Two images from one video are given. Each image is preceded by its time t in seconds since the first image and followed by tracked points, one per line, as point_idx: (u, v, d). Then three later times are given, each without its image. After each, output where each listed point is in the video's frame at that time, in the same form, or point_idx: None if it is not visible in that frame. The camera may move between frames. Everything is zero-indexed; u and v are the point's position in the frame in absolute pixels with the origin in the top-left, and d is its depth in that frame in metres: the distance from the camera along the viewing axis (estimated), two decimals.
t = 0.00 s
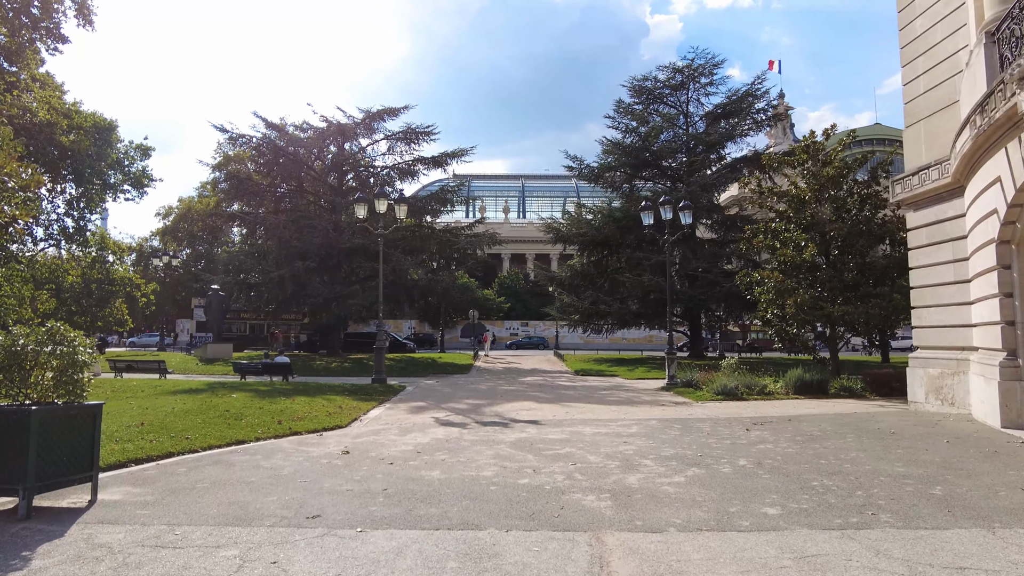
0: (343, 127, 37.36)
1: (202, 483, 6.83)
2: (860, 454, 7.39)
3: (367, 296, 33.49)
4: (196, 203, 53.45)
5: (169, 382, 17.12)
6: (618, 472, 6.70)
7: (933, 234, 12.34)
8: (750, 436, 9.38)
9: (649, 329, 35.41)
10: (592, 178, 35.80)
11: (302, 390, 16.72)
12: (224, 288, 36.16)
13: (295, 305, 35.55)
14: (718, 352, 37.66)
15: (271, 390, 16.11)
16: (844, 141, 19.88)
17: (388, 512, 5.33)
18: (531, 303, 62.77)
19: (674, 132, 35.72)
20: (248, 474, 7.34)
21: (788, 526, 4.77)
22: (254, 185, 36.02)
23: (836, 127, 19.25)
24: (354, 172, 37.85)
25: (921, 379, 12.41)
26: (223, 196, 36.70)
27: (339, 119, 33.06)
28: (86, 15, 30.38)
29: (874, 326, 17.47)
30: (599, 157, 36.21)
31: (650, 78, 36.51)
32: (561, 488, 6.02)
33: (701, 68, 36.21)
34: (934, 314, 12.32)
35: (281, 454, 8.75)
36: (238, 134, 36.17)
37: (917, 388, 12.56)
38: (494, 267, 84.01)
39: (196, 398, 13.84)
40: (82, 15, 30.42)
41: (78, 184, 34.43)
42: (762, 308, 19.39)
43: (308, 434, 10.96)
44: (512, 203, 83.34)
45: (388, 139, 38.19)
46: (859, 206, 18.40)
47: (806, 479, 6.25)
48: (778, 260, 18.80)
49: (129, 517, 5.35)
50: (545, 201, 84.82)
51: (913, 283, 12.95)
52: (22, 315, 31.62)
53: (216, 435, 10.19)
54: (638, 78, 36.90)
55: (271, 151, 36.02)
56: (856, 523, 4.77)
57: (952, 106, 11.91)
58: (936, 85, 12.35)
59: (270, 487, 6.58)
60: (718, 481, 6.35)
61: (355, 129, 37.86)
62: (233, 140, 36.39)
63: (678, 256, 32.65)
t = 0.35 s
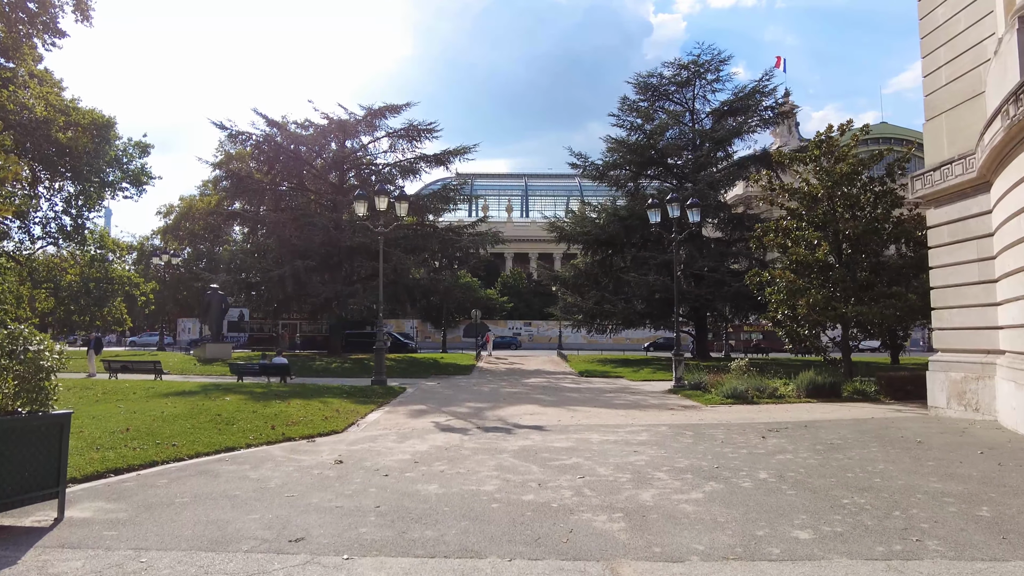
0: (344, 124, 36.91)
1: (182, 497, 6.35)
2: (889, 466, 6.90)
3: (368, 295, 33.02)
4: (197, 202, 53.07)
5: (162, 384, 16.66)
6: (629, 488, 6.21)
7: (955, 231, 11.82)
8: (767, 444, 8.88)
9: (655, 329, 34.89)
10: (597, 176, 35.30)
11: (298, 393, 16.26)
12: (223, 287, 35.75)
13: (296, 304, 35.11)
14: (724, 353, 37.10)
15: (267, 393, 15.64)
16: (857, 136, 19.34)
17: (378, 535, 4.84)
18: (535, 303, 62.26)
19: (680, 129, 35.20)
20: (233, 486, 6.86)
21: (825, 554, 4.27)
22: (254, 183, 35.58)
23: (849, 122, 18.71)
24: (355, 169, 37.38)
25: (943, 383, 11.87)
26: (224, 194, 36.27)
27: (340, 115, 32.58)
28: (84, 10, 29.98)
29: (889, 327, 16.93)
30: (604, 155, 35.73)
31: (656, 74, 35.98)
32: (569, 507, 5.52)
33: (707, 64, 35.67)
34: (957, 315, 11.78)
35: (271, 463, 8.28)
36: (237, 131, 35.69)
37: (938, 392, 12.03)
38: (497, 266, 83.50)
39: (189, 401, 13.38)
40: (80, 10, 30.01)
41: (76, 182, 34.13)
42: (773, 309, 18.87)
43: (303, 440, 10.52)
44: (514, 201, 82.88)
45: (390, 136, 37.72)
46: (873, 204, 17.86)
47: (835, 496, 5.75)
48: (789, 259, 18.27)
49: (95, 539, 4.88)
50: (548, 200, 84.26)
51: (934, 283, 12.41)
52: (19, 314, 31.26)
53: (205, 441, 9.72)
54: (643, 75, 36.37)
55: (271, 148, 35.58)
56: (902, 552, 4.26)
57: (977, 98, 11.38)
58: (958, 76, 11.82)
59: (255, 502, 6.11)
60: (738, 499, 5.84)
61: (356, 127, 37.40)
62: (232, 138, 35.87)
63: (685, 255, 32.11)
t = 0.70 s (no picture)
0: (342, 122, 36.46)
1: (153, 510, 5.89)
2: (912, 475, 6.43)
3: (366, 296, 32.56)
4: (196, 202, 52.65)
5: (153, 386, 16.22)
6: (634, 502, 5.73)
7: (972, 227, 11.33)
8: (779, 450, 8.39)
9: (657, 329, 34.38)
10: (598, 173, 34.85)
11: (292, 395, 15.79)
12: (221, 287, 35.31)
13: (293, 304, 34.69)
14: (728, 352, 36.59)
15: (259, 396, 15.18)
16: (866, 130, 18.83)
17: (358, 558, 4.40)
18: (536, 302, 61.79)
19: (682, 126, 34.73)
20: (209, 499, 6.39)
21: None
22: (253, 182, 35.17)
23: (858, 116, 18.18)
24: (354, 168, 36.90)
25: (959, 384, 11.38)
26: (222, 194, 35.82)
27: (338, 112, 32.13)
28: (78, 7, 29.51)
29: (901, 326, 16.42)
30: (605, 152, 35.29)
31: (658, 70, 35.52)
32: (569, 525, 5.05)
33: (709, 60, 35.20)
34: (975, 313, 11.27)
35: (253, 472, 7.82)
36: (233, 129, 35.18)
37: (954, 393, 11.53)
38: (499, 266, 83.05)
39: (176, 406, 12.91)
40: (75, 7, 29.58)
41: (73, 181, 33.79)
42: (780, 307, 18.39)
43: (292, 446, 10.07)
44: (515, 201, 82.43)
45: (388, 134, 37.24)
46: (882, 199, 17.36)
47: (858, 510, 5.27)
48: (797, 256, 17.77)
49: (47, 562, 4.42)
50: (549, 199, 83.75)
51: (950, 280, 11.90)
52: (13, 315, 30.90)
53: (188, 448, 9.25)
54: (644, 71, 35.90)
55: (269, 146, 35.15)
56: None
57: (994, 87, 10.91)
58: (974, 65, 11.35)
59: (229, 517, 5.65)
60: (753, 514, 5.37)
61: (354, 125, 36.95)
62: (229, 136, 35.37)
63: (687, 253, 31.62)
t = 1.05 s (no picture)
0: (342, 121, 36.09)
1: (124, 524, 5.45)
2: (945, 486, 5.95)
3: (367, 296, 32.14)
4: (197, 203, 52.37)
5: (146, 389, 15.80)
6: (644, 516, 5.26)
7: (993, 221, 10.85)
8: (796, 457, 7.91)
9: (662, 329, 33.84)
10: (601, 172, 34.41)
11: (288, 398, 15.35)
12: (220, 288, 34.94)
13: (293, 305, 34.31)
14: (734, 353, 36.06)
15: (254, 398, 14.76)
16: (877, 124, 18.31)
17: None
18: (539, 303, 61.33)
19: (687, 123, 34.26)
20: (187, 511, 5.95)
21: None
22: (253, 182, 34.84)
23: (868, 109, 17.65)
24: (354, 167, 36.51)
25: (980, 385, 10.89)
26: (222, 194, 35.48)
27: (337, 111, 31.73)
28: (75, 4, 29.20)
29: (915, 326, 15.92)
30: (609, 150, 34.87)
31: (661, 67, 35.07)
32: (574, 544, 4.60)
33: (714, 57, 34.77)
34: (998, 311, 10.77)
35: (239, 481, 7.37)
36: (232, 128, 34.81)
37: (975, 395, 11.04)
38: (501, 266, 82.60)
39: (166, 409, 12.48)
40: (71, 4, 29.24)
41: (71, 182, 33.50)
42: (789, 307, 17.90)
43: (283, 451, 9.64)
44: (518, 201, 82.10)
45: (389, 133, 36.86)
46: (894, 194, 16.86)
47: (892, 526, 4.80)
48: (806, 253, 17.28)
49: None
50: (552, 199, 83.31)
51: (970, 276, 11.40)
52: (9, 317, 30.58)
53: (172, 454, 8.82)
54: (648, 68, 35.46)
55: (269, 145, 34.77)
56: None
57: (1017, 75, 10.43)
58: (994, 53, 10.88)
59: (206, 533, 5.21)
60: (775, 530, 4.90)
61: (355, 124, 36.57)
62: (228, 136, 34.99)
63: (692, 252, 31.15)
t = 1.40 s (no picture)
0: (341, 118, 35.64)
1: (86, 544, 4.97)
2: (982, 502, 5.45)
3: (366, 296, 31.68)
4: (197, 201, 51.99)
5: (136, 390, 15.36)
6: (655, 537, 4.79)
7: (1017, 216, 10.34)
8: (814, 466, 7.41)
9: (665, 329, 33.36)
10: (604, 169, 33.92)
11: (281, 400, 14.89)
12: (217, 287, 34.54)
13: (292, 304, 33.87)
14: (739, 353, 35.56)
15: (246, 401, 14.30)
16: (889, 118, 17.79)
17: None
18: (541, 302, 60.84)
19: (691, 121, 33.75)
20: (157, 527, 5.47)
21: None
22: (253, 180, 34.47)
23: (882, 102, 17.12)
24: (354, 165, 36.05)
25: (1002, 389, 10.38)
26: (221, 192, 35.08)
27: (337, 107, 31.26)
28: None
29: (929, 326, 15.41)
30: (612, 148, 34.38)
31: (666, 63, 34.57)
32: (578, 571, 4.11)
33: (719, 53, 34.28)
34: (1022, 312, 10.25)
35: (218, 491, 6.89)
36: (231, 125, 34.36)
37: (996, 399, 10.53)
38: (503, 266, 82.16)
39: (153, 412, 12.01)
40: None
41: (68, 180, 33.10)
42: (798, 306, 17.40)
43: (272, 459, 9.17)
44: (520, 200, 81.55)
45: (389, 131, 36.37)
46: (907, 190, 16.33)
47: (931, 551, 4.31)
48: (816, 251, 16.76)
49: None
50: (555, 198, 82.82)
51: (992, 273, 10.88)
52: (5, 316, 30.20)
53: (152, 460, 8.36)
54: (652, 64, 34.96)
55: (268, 143, 34.33)
56: None
57: None
58: (1019, 40, 10.36)
59: (172, 554, 4.73)
60: (801, 554, 4.41)
61: (355, 121, 36.12)
62: (226, 133, 34.52)
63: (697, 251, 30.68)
